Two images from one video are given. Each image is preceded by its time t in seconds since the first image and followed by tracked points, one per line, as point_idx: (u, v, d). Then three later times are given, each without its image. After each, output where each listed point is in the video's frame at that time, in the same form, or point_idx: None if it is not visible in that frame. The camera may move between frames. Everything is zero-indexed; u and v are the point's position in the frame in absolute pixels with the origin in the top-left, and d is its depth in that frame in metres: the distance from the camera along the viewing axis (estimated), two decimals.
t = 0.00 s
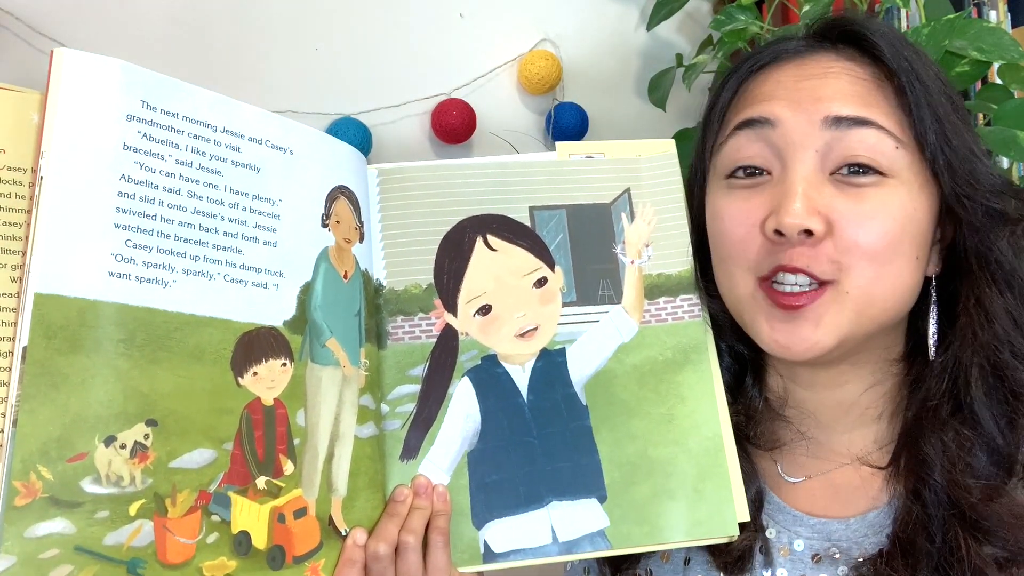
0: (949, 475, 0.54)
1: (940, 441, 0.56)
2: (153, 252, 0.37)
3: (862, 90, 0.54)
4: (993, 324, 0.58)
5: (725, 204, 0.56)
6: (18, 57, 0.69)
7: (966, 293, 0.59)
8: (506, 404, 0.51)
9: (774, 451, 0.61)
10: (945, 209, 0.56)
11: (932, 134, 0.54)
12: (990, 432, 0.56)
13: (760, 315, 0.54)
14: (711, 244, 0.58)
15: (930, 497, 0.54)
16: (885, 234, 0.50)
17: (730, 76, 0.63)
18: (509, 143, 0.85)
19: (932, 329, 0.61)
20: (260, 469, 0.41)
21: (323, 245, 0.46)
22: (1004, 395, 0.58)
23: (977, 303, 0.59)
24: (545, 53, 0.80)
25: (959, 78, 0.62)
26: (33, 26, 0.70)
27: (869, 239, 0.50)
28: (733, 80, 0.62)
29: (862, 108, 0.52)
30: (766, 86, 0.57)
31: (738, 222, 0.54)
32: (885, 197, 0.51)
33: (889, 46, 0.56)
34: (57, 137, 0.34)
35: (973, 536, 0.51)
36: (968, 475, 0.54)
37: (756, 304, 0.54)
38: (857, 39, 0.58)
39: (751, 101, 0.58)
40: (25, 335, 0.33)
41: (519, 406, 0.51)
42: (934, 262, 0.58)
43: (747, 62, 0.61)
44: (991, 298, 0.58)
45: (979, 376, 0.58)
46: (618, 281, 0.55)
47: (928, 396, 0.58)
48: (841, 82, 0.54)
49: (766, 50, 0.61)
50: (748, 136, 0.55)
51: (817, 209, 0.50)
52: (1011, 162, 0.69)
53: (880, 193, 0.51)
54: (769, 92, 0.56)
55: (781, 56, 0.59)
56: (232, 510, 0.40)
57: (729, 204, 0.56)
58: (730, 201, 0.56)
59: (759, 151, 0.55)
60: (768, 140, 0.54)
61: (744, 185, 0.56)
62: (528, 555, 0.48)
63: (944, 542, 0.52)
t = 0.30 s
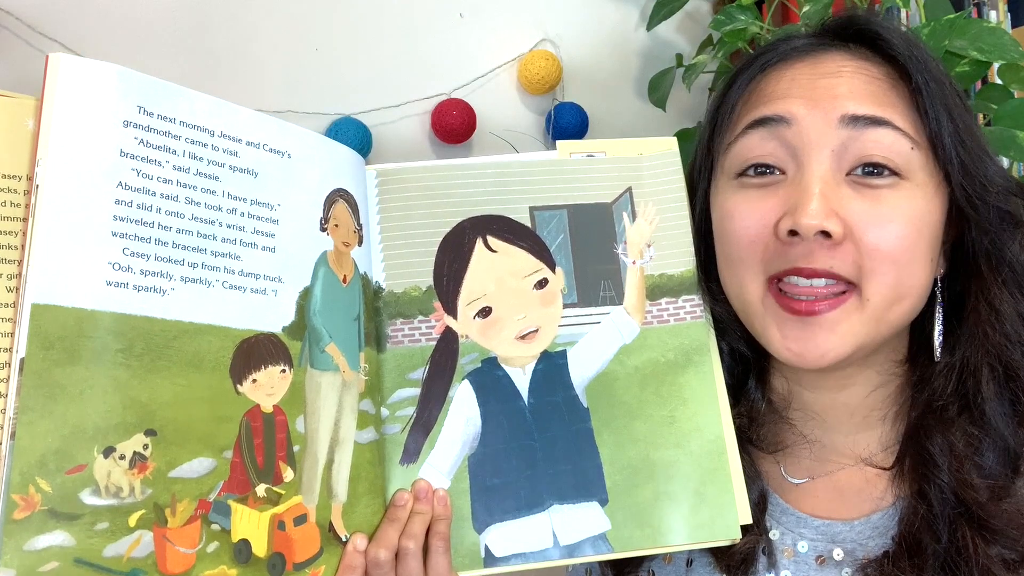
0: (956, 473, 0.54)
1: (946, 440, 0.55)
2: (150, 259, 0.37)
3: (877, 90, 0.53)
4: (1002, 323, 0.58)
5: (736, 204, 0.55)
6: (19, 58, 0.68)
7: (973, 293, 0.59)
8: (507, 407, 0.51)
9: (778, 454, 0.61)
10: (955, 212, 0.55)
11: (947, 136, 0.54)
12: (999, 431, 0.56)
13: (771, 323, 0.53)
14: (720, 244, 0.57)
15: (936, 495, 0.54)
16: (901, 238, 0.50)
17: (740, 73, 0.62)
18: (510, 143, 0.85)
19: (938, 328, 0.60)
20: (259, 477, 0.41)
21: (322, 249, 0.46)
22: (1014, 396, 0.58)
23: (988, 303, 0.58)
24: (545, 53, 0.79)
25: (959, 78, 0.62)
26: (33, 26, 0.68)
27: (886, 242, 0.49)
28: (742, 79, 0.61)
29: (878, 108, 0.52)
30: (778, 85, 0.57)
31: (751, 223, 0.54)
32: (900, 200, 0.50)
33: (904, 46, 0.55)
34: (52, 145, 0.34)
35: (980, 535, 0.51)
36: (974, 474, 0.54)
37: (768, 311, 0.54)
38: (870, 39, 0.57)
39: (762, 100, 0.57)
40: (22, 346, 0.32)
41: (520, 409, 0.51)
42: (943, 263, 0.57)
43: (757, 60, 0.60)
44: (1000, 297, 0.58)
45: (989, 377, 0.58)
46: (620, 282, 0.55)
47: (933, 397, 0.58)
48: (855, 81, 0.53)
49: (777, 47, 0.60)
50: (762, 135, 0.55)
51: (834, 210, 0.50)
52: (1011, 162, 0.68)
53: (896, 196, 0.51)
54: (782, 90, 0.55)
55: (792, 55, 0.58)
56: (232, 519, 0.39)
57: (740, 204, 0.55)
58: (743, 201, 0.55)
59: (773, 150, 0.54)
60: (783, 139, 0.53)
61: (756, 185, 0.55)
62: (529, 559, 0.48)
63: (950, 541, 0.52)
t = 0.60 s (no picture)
0: (952, 475, 0.53)
1: (942, 442, 0.55)
2: (150, 255, 0.38)
3: (874, 75, 0.54)
4: (994, 316, 0.57)
5: (735, 190, 0.55)
6: (19, 57, 0.70)
7: (965, 287, 0.58)
8: (503, 408, 0.51)
9: (776, 453, 0.61)
10: (953, 204, 0.56)
11: (944, 123, 0.54)
12: (993, 429, 0.55)
13: (771, 322, 0.53)
14: (717, 235, 0.57)
15: (932, 501, 0.53)
16: (899, 221, 0.50)
17: (738, 65, 0.62)
18: (509, 143, 0.85)
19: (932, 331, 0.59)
20: (255, 470, 0.41)
21: (321, 249, 0.46)
22: (1007, 389, 0.57)
23: (979, 295, 0.58)
24: (545, 53, 0.80)
25: (960, 79, 0.61)
26: (32, 26, 0.70)
27: (884, 226, 0.49)
28: (743, 67, 0.61)
29: (875, 89, 0.53)
30: (777, 72, 0.57)
31: (749, 208, 0.53)
32: (899, 184, 0.50)
33: (902, 35, 0.56)
34: (57, 141, 0.35)
35: (976, 538, 0.51)
36: (971, 475, 0.53)
37: (768, 305, 0.53)
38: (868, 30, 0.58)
39: (761, 86, 0.57)
40: (23, 336, 0.33)
41: (516, 410, 0.51)
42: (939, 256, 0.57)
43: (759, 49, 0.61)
44: (991, 289, 0.57)
45: (982, 369, 0.57)
46: (617, 286, 0.55)
47: (928, 397, 0.57)
48: (853, 66, 0.54)
49: (776, 39, 0.61)
50: (761, 119, 0.55)
51: (833, 188, 0.50)
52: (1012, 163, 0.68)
53: (894, 179, 0.51)
54: (781, 76, 0.56)
55: (792, 45, 0.59)
56: (226, 510, 0.40)
57: (740, 189, 0.55)
58: (741, 186, 0.55)
59: (773, 134, 0.54)
60: (781, 121, 0.54)
61: (754, 170, 0.55)
62: (523, 559, 0.48)
63: (948, 547, 0.51)
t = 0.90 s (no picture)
0: (948, 466, 0.54)
1: (939, 436, 0.55)
2: (150, 259, 0.38)
3: (870, 76, 0.55)
4: (994, 314, 0.58)
5: (735, 191, 0.56)
6: (19, 57, 0.70)
7: (966, 285, 0.59)
8: (505, 408, 0.51)
9: (775, 452, 0.61)
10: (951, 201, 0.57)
11: (941, 123, 0.55)
12: (993, 423, 0.56)
13: (778, 304, 0.53)
14: (717, 235, 0.58)
15: (929, 494, 0.54)
16: (900, 218, 0.50)
17: (736, 68, 0.63)
18: (509, 143, 0.86)
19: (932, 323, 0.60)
20: (258, 474, 0.41)
21: (319, 252, 0.46)
22: (1009, 387, 0.58)
23: (979, 293, 0.59)
24: (545, 53, 0.81)
25: (959, 79, 0.63)
26: (32, 26, 0.70)
27: (886, 224, 0.50)
28: (740, 69, 0.62)
29: (872, 91, 0.53)
30: (774, 74, 0.58)
31: (750, 208, 0.54)
32: (897, 184, 0.51)
33: (898, 37, 0.57)
34: (54, 148, 0.35)
35: (973, 527, 0.51)
36: (967, 466, 0.54)
37: (775, 290, 0.53)
38: (864, 30, 0.59)
39: (759, 88, 0.58)
40: (24, 343, 0.33)
41: (516, 410, 0.52)
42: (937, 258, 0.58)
43: (755, 51, 0.61)
44: (991, 288, 0.58)
45: (983, 368, 0.58)
46: (614, 284, 0.55)
47: (926, 394, 0.58)
48: (850, 68, 0.55)
49: (773, 42, 0.61)
50: (760, 121, 0.55)
51: (833, 188, 0.50)
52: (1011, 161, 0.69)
53: (893, 178, 0.51)
54: (778, 78, 0.57)
55: (789, 47, 0.60)
56: (230, 515, 0.40)
57: (740, 191, 0.55)
58: (742, 187, 0.55)
59: (772, 136, 0.55)
60: (780, 123, 0.54)
61: (754, 171, 0.56)
62: (526, 558, 0.48)
63: (944, 535, 0.52)
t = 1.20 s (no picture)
0: (952, 464, 0.54)
1: (944, 436, 0.55)
2: (147, 260, 0.37)
3: (878, 80, 0.54)
4: (1002, 317, 0.58)
5: (740, 194, 0.55)
6: (19, 58, 0.69)
7: (973, 289, 0.59)
8: (505, 409, 0.51)
9: (775, 453, 0.61)
10: (957, 204, 0.56)
11: (949, 129, 0.54)
12: (999, 422, 0.56)
13: (776, 309, 0.53)
14: (720, 236, 0.57)
15: (930, 490, 0.53)
16: (908, 223, 0.50)
17: (742, 68, 0.62)
18: (510, 143, 0.85)
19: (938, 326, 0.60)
20: (255, 477, 0.41)
21: (318, 252, 0.46)
22: (1015, 389, 0.58)
23: (988, 297, 0.58)
24: (545, 53, 0.80)
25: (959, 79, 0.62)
26: (32, 26, 0.69)
27: (892, 229, 0.50)
28: (746, 71, 0.61)
29: (880, 96, 0.53)
30: (781, 76, 0.57)
31: (754, 212, 0.53)
32: (904, 189, 0.51)
33: (905, 39, 0.56)
34: (50, 146, 0.34)
35: (976, 526, 0.51)
36: (971, 465, 0.54)
37: (773, 294, 0.53)
38: (871, 32, 0.58)
39: (765, 90, 0.57)
40: (19, 346, 0.33)
41: (517, 411, 0.51)
42: (945, 258, 0.58)
43: (761, 53, 0.61)
44: (1000, 291, 0.58)
45: (990, 369, 0.57)
46: (616, 284, 0.55)
47: (931, 393, 0.58)
48: (858, 72, 0.54)
49: (779, 42, 0.60)
50: (767, 124, 0.55)
51: (839, 194, 0.50)
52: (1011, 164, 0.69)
53: (899, 183, 0.51)
54: (785, 81, 0.56)
55: (795, 49, 0.59)
56: (227, 519, 0.40)
57: (745, 193, 0.55)
58: (747, 190, 0.55)
59: (778, 139, 0.54)
60: (786, 127, 0.54)
61: (760, 175, 0.55)
62: (526, 561, 0.48)
63: (946, 534, 0.52)
